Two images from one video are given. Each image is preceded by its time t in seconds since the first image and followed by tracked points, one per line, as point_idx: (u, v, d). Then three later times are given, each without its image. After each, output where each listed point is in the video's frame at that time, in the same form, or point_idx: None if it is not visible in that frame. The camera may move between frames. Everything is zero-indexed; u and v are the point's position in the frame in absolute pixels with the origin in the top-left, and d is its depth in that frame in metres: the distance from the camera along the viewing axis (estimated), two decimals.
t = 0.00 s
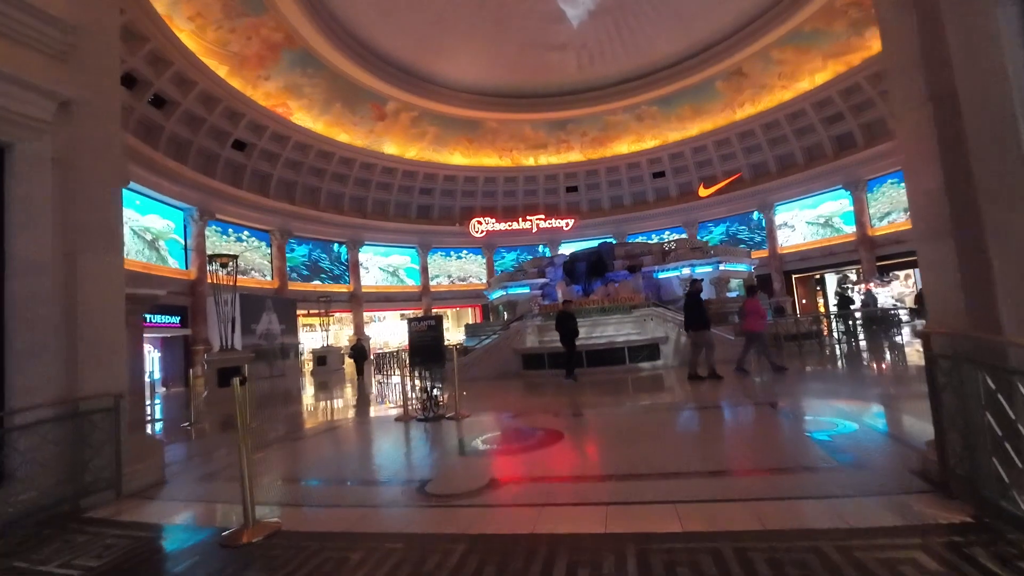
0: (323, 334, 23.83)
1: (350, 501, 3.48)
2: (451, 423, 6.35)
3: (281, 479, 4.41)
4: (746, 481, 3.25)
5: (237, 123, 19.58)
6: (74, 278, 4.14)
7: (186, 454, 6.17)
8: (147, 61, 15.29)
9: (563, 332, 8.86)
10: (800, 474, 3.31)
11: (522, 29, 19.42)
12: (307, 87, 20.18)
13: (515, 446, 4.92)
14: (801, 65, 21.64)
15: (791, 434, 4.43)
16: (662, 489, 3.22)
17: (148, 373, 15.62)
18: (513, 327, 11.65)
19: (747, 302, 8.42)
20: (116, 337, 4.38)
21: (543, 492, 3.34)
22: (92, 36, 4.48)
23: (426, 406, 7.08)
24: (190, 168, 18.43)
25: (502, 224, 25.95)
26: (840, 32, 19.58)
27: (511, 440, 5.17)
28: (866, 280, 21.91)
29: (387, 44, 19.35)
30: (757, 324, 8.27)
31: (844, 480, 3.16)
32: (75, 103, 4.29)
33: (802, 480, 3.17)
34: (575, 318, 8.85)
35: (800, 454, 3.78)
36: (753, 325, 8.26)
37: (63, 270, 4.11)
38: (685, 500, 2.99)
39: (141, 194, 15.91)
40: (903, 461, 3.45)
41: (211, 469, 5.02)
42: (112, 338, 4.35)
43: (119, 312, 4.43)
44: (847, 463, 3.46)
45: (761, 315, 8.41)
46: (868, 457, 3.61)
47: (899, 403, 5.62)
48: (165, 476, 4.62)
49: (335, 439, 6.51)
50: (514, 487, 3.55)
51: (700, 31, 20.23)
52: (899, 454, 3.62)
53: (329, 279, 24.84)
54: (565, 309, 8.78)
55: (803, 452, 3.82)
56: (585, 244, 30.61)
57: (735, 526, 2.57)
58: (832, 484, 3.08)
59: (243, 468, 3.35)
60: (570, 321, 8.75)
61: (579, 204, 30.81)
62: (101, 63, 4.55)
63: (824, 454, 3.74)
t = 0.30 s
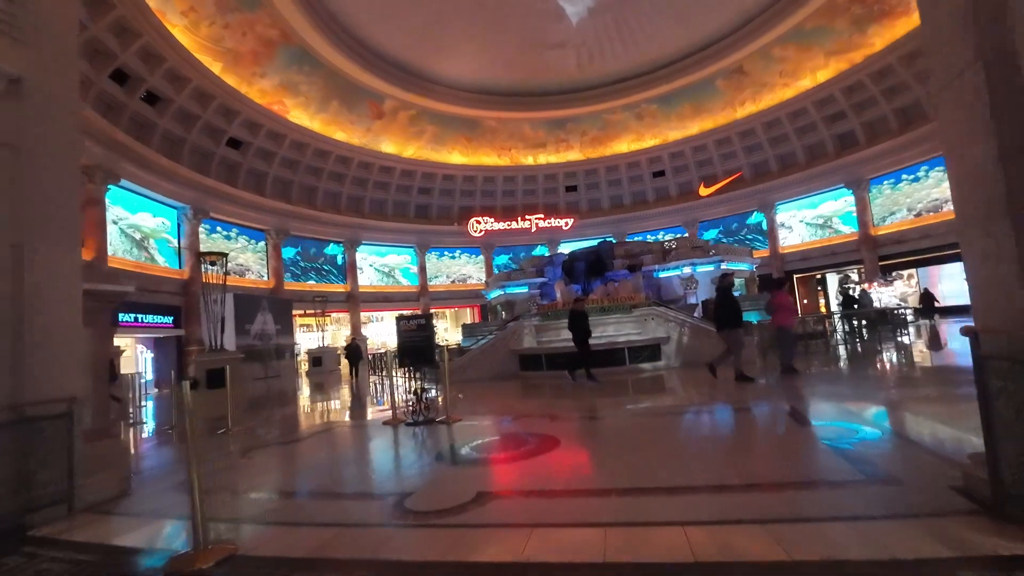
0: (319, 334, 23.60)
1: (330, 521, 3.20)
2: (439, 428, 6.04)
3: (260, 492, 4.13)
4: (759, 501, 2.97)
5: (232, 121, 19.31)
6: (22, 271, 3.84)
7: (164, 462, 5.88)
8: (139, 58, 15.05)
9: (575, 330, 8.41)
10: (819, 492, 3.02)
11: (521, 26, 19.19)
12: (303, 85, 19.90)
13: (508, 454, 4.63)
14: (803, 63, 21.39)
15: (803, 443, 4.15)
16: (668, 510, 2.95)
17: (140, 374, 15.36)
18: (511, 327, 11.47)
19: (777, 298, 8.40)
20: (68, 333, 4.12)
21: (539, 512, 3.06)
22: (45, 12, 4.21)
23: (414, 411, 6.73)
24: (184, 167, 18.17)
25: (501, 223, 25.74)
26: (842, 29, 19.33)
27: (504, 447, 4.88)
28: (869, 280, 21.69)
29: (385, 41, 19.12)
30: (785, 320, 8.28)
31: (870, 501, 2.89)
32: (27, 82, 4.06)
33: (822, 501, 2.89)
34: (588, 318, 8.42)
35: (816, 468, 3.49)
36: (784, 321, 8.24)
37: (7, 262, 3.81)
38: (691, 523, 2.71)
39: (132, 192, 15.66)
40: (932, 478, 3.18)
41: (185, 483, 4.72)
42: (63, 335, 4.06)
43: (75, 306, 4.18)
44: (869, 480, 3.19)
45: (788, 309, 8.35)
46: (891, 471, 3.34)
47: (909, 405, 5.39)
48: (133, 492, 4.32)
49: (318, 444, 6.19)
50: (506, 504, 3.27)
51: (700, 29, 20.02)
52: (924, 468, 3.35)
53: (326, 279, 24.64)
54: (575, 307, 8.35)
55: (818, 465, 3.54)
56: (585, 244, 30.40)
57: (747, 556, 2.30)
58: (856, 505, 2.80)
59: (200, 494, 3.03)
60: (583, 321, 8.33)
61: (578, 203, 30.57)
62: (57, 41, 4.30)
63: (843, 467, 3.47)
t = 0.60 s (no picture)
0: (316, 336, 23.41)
1: (311, 557, 2.91)
2: (429, 440, 5.76)
3: (234, 516, 3.85)
4: (776, 530, 2.68)
5: (227, 120, 19.08)
6: None
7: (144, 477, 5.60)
8: (132, 55, 14.81)
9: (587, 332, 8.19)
10: (842, 520, 2.73)
11: (519, 24, 19.02)
12: (299, 83, 19.66)
13: (502, 470, 4.37)
14: (805, 62, 21.17)
15: (814, 457, 3.88)
16: (676, 541, 2.67)
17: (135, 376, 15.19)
18: (508, 329, 11.25)
19: (805, 301, 7.99)
20: (33, 344, 3.38)
21: (533, 546, 2.79)
22: None
23: (402, 422, 6.45)
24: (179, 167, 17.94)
25: (500, 224, 25.55)
26: (845, 28, 19.12)
27: (498, 463, 4.59)
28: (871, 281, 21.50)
29: (382, 39, 18.95)
30: (815, 324, 7.89)
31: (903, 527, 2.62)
32: None
33: (846, 529, 2.60)
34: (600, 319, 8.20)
35: (837, 488, 3.20)
36: (815, 325, 7.84)
37: None
38: (704, 560, 2.44)
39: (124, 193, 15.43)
40: (962, 497, 2.91)
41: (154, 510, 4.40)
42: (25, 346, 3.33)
43: (43, 313, 3.44)
44: (897, 503, 2.90)
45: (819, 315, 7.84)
46: (918, 490, 3.05)
47: (920, 412, 5.16)
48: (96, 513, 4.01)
49: (301, 457, 5.90)
50: (496, 534, 2.99)
51: (702, 26, 19.79)
52: (952, 485, 3.08)
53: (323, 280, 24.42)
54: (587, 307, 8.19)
55: (836, 484, 3.26)
56: (585, 244, 30.20)
57: None
58: (884, 535, 2.52)
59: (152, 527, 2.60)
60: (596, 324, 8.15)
61: (578, 204, 30.35)
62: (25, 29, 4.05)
63: (865, 487, 3.18)
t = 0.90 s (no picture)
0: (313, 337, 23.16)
1: None
2: (414, 448, 5.45)
3: (196, 539, 3.54)
4: (787, 560, 2.40)
5: (222, 118, 18.85)
6: None
7: (121, 486, 5.34)
8: (124, 52, 14.59)
9: (603, 331, 7.92)
10: (858, 550, 2.43)
11: (518, 22, 18.84)
12: (295, 81, 19.44)
13: (500, 481, 4.10)
14: (806, 60, 20.96)
15: (826, 470, 3.57)
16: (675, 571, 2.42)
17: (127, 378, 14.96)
18: (506, 330, 11.03)
19: (837, 296, 7.59)
20: None
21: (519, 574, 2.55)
22: None
23: (389, 428, 6.15)
24: (173, 166, 17.71)
25: (498, 223, 25.34)
26: (847, 25, 18.91)
27: (484, 474, 4.29)
28: (873, 281, 21.27)
29: (378, 37, 18.72)
30: (849, 320, 7.51)
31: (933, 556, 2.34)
32: None
33: (864, 560, 2.32)
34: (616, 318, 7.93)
35: (851, 509, 2.90)
36: (850, 323, 7.46)
37: None
38: None
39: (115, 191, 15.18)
40: (994, 517, 2.64)
41: (121, 522, 4.16)
42: None
43: None
44: (920, 526, 2.61)
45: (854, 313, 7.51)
46: (942, 511, 2.75)
47: (929, 415, 4.92)
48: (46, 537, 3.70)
49: (280, 466, 5.58)
50: (479, 561, 2.75)
51: (702, 24, 19.61)
52: (979, 504, 2.79)
53: (320, 281, 24.19)
54: (602, 306, 7.95)
55: (853, 501, 2.98)
56: (584, 245, 29.96)
57: None
58: (909, 567, 2.23)
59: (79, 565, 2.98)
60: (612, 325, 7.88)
61: (577, 204, 30.10)
62: None
63: (882, 508, 2.87)
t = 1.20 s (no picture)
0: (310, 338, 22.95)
1: None
2: (402, 460, 5.09)
3: (158, 564, 3.25)
4: None
5: (218, 117, 18.65)
6: None
7: (99, 496, 5.12)
8: (117, 49, 14.41)
9: (618, 334, 7.61)
10: None
11: (517, 20, 18.64)
12: (292, 80, 19.23)
13: (501, 490, 3.86)
14: (808, 59, 20.76)
15: (849, 490, 3.21)
16: None
17: (121, 380, 14.77)
18: (503, 332, 10.84)
19: (875, 299, 7.14)
20: None
21: None
22: None
23: (377, 437, 5.81)
24: (168, 165, 17.52)
25: (498, 224, 25.15)
26: (848, 23, 18.73)
27: (474, 490, 3.94)
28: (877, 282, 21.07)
29: (375, 34, 18.51)
30: (888, 326, 7.04)
31: None
32: None
33: None
34: (632, 319, 7.65)
35: (882, 540, 2.55)
36: (890, 327, 6.98)
37: None
38: None
39: (107, 190, 14.97)
40: None
41: (91, 537, 3.93)
42: None
43: None
44: (950, 553, 2.36)
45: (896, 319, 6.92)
46: (985, 545, 2.40)
47: (944, 422, 4.68)
48: None
49: (259, 479, 5.23)
50: None
51: (703, 23, 19.44)
52: (1015, 529, 2.52)
53: (318, 282, 24.00)
54: (617, 307, 7.66)
55: (873, 523, 2.73)
56: (584, 245, 29.77)
57: None
58: None
59: None
60: (629, 328, 7.56)
61: (577, 204, 29.89)
62: None
63: (916, 539, 2.53)
